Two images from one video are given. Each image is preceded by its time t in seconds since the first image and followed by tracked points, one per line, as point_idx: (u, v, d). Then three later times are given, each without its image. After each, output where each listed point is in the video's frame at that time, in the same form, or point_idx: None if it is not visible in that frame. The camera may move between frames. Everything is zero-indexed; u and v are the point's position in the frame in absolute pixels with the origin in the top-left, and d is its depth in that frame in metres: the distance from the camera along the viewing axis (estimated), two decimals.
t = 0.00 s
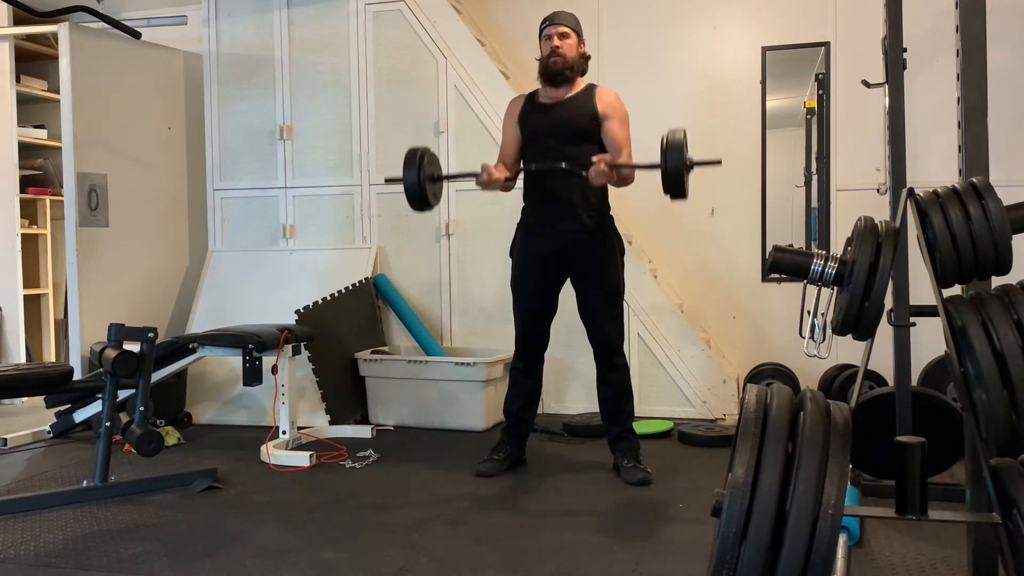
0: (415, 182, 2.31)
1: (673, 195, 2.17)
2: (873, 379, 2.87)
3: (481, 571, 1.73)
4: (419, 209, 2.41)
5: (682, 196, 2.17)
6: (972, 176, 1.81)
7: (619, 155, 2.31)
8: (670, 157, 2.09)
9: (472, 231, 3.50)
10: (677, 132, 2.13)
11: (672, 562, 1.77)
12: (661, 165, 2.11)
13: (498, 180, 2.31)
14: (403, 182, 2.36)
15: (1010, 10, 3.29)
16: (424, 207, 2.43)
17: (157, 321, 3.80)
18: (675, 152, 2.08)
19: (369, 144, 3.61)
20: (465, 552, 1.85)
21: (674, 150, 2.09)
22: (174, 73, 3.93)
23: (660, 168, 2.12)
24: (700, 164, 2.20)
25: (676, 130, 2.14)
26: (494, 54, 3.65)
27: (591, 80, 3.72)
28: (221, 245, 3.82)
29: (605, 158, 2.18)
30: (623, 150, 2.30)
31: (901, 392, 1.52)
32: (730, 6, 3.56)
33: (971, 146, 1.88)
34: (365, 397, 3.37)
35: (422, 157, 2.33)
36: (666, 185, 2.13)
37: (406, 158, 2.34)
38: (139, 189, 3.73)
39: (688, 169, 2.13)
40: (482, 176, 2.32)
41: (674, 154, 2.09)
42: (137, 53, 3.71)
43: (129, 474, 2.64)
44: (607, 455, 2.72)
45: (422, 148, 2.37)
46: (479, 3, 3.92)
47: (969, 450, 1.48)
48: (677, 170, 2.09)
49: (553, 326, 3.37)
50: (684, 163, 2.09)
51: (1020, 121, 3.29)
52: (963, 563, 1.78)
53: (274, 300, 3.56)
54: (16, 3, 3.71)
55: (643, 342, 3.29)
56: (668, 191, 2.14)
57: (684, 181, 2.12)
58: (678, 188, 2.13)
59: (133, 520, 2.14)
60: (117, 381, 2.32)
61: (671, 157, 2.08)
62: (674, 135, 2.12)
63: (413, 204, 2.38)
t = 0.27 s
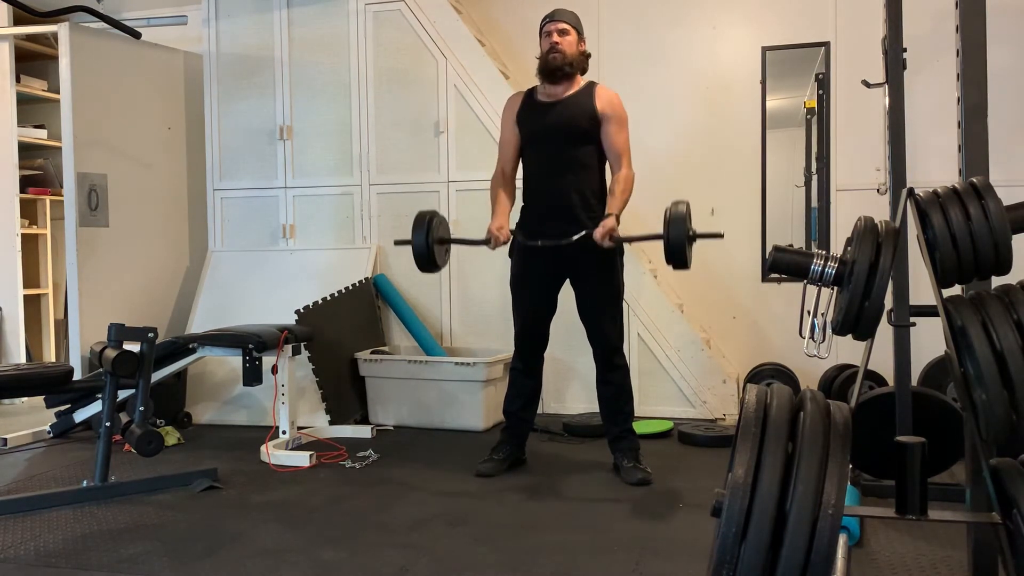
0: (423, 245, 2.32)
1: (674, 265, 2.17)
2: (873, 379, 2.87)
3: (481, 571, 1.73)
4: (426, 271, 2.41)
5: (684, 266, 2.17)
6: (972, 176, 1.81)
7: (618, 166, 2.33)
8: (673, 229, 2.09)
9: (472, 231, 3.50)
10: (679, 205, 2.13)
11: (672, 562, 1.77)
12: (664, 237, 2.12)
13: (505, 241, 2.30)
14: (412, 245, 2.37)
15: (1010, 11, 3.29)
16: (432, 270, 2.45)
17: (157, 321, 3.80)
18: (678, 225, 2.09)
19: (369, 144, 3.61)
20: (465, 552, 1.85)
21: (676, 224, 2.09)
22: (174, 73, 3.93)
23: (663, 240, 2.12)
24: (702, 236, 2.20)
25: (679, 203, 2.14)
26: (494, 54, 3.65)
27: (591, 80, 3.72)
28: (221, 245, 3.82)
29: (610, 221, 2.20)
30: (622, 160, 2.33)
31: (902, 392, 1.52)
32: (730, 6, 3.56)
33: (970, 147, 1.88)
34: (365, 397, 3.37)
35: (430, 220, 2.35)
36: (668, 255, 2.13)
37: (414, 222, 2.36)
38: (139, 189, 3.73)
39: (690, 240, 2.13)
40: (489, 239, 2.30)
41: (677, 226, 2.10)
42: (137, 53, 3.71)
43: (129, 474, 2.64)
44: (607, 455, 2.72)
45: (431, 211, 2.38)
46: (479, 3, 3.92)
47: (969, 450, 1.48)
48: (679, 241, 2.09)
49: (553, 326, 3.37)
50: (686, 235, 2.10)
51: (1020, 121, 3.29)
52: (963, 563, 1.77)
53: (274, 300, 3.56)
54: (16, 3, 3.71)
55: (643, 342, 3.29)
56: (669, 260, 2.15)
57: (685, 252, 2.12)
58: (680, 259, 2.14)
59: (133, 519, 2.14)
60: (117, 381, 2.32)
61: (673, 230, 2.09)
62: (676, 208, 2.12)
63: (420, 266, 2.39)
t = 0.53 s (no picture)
0: (434, 271, 2.32)
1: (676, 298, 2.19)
2: (873, 379, 2.87)
3: (481, 571, 1.73)
4: (433, 296, 2.42)
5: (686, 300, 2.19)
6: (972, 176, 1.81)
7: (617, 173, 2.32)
8: (676, 264, 2.12)
9: (472, 231, 3.50)
10: (684, 242, 2.16)
11: (672, 562, 1.77)
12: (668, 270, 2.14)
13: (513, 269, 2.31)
14: (421, 268, 2.37)
15: (1010, 10, 3.29)
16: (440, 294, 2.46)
17: (157, 322, 3.80)
18: (681, 259, 2.12)
19: (369, 144, 3.61)
20: (465, 552, 1.85)
21: (680, 257, 2.12)
22: (174, 73, 3.93)
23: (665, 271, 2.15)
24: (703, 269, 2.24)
25: (683, 239, 2.17)
26: (494, 54, 3.65)
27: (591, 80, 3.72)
28: (221, 245, 3.82)
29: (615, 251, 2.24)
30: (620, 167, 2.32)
31: (901, 392, 1.52)
32: (730, 6, 3.56)
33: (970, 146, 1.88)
34: (365, 397, 3.37)
35: (442, 247, 2.35)
36: (671, 289, 2.16)
37: (425, 247, 2.36)
38: (139, 189, 3.73)
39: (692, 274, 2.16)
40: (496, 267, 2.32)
41: (680, 261, 2.13)
42: (137, 53, 3.71)
43: (129, 474, 2.64)
44: (607, 455, 2.72)
45: (441, 238, 2.38)
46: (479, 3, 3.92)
47: (969, 450, 1.48)
48: (682, 276, 2.12)
49: (553, 326, 3.37)
50: (689, 269, 2.12)
51: (1020, 120, 3.29)
52: (963, 563, 1.77)
53: (274, 300, 3.56)
54: (16, 3, 3.70)
55: (643, 342, 3.29)
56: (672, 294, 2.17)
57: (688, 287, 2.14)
58: (681, 293, 2.15)
59: (133, 519, 2.14)
60: (117, 381, 2.31)
61: (677, 264, 2.12)
62: (681, 244, 2.15)
63: (429, 291, 2.39)
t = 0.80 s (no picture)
0: (431, 263, 2.32)
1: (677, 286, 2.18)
2: (873, 379, 2.87)
3: (481, 571, 1.73)
4: (432, 285, 2.42)
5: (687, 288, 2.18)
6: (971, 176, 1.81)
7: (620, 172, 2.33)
8: (676, 253, 2.11)
9: (472, 231, 3.50)
10: (684, 230, 2.15)
11: (672, 563, 1.77)
12: (668, 260, 2.13)
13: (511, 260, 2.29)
14: (419, 260, 2.36)
15: (1010, 10, 3.28)
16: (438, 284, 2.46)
17: (157, 322, 3.80)
18: (681, 249, 2.11)
19: (369, 144, 3.61)
20: (465, 552, 1.85)
21: (680, 247, 2.11)
22: (174, 73, 3.93)
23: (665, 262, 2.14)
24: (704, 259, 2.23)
25: (684, 228, 2.16)
26: (494, 54, 3.65)
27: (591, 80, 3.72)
28: (221, 245, 3.82)
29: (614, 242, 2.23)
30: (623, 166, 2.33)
31: (902, 392, 1.52)
32: (730, 6, 3.56)
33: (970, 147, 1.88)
34: (365, 397, 3.37)
35: (439, 239, 2.34)
36: (672, 279, 2.15)
37: (423, 239, 2.35)
38: (139, 189, 3.73)
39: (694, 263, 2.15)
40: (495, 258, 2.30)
41: (681, 251, 2.12)
42: (138, 53, 3.71)
43: (129, 474, 2.64)
44: (607, 455, 2.72)
45: (439, 228, 2.36)
46: (479, 3, 3.92)
47: (970, 450, 1.48)
48: (683, 266, 2.11)
49: (553, 326, 3.37)
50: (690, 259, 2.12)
51: (1020, 120, 3.29)
52: (963, 563, 1.77)
53: (274, 300, 3.56)
54: (16, 3, 3.70)
55: (643, 342, 3.28)
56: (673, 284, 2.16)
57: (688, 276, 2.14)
58: (682, 282, 2.15)
59: (133, 519, 2.14)
60: (117, 381, 2.31)
61: (677, 255, 2.11)
62: (682, 233, 2.14)
63: (427, 282, 2.39)
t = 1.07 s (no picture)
0: (420, 196, 2.32)
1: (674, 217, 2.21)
2: (873, 379, 2.87)
3: (481, 571, 1.73)
4: (421, 222, 2.42)
5: (684, 218, 2.20)
6: (972, 176, 1.81)
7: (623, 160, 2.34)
8: (675, 182, 2.12)
9: (472, 231, 3.49)
10: (681, 156, 2.16)
11: (673, 563, 1.77)
12: (666, 188, 2.15)
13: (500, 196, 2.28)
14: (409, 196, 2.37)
15: (1010, 10, 3.29)
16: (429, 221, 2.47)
17: (157, 322, 3.80)
18: (680, 174, 2.13)
19: (369, 144, 3.61)
20: (465, 552, 1.85)
21: (679, 173, 2.13)
22: (174, 73, 3.93)
23: (663, 190, 2.15)
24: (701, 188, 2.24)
25: (680, 155, 2.17)
26: (494, 54, 3.65)
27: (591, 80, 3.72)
28: (221, 245, 3.82)
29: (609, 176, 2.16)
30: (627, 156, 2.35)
31: (902, 392, 1.52)
32: (730, 6, 3.56)
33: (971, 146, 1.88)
34: (365, 397, 3.37)
35: (428, 172, 2.34)
36: (670, 207, 2.17)
37: (411, 173, 2.35)
38: (139, 189, 3.73)
39: (692, 191, 2.16)
40: (485, 191, 2.29)
41: (679, 178, 2.13)
42: (138, 53, 3.71)
43: (129, 475, 2.64)
44: (607, 455, 2.72)
45: (427, 162, 2.36)
46: (479, 3, 3.92)
47: (970, 450, 1.48)
48: (681, 191, 2.13)
49: (553, 326, 3.37)
50: (688, 185, 2.13)
51: (1020, 120, 3.29)
52: (963, 563, 1.77)
53: (274, 300, 3.56)
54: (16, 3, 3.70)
55: (643, 342, 3.28)
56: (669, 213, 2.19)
57: (686, 204, 2.16)
58: (680, 210, 2.17)
59: (133, 519, 2.14)
60: (118, 381, 2.32)
61: (676, 181, 2.13)
62: (679, 159, 2.15)
63: (416, 217, 2.38)
